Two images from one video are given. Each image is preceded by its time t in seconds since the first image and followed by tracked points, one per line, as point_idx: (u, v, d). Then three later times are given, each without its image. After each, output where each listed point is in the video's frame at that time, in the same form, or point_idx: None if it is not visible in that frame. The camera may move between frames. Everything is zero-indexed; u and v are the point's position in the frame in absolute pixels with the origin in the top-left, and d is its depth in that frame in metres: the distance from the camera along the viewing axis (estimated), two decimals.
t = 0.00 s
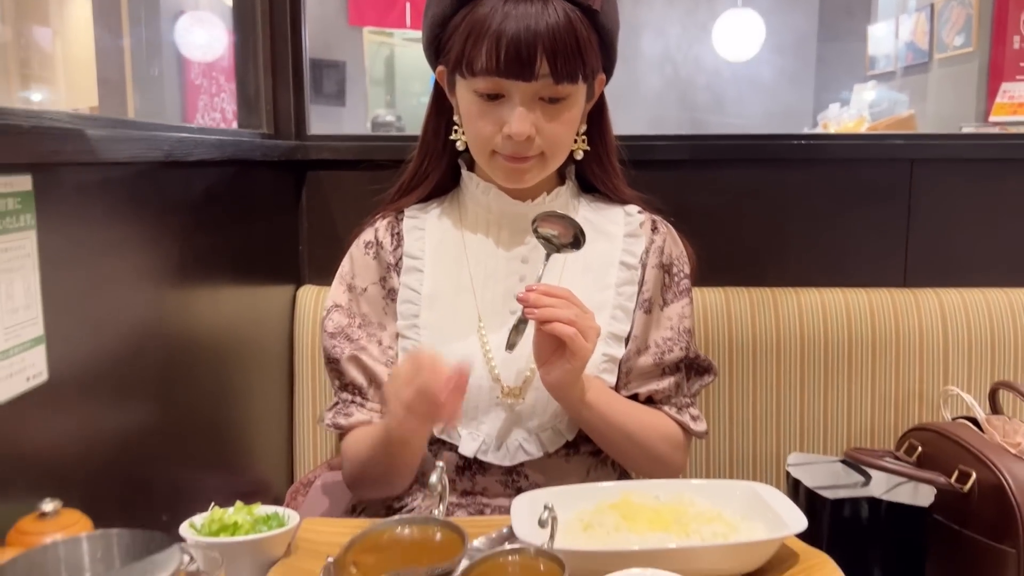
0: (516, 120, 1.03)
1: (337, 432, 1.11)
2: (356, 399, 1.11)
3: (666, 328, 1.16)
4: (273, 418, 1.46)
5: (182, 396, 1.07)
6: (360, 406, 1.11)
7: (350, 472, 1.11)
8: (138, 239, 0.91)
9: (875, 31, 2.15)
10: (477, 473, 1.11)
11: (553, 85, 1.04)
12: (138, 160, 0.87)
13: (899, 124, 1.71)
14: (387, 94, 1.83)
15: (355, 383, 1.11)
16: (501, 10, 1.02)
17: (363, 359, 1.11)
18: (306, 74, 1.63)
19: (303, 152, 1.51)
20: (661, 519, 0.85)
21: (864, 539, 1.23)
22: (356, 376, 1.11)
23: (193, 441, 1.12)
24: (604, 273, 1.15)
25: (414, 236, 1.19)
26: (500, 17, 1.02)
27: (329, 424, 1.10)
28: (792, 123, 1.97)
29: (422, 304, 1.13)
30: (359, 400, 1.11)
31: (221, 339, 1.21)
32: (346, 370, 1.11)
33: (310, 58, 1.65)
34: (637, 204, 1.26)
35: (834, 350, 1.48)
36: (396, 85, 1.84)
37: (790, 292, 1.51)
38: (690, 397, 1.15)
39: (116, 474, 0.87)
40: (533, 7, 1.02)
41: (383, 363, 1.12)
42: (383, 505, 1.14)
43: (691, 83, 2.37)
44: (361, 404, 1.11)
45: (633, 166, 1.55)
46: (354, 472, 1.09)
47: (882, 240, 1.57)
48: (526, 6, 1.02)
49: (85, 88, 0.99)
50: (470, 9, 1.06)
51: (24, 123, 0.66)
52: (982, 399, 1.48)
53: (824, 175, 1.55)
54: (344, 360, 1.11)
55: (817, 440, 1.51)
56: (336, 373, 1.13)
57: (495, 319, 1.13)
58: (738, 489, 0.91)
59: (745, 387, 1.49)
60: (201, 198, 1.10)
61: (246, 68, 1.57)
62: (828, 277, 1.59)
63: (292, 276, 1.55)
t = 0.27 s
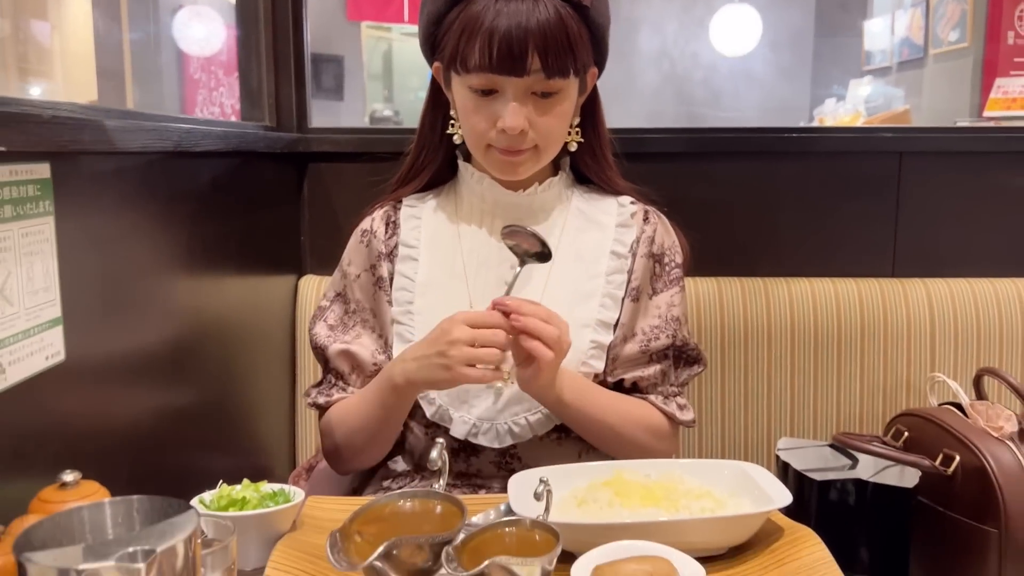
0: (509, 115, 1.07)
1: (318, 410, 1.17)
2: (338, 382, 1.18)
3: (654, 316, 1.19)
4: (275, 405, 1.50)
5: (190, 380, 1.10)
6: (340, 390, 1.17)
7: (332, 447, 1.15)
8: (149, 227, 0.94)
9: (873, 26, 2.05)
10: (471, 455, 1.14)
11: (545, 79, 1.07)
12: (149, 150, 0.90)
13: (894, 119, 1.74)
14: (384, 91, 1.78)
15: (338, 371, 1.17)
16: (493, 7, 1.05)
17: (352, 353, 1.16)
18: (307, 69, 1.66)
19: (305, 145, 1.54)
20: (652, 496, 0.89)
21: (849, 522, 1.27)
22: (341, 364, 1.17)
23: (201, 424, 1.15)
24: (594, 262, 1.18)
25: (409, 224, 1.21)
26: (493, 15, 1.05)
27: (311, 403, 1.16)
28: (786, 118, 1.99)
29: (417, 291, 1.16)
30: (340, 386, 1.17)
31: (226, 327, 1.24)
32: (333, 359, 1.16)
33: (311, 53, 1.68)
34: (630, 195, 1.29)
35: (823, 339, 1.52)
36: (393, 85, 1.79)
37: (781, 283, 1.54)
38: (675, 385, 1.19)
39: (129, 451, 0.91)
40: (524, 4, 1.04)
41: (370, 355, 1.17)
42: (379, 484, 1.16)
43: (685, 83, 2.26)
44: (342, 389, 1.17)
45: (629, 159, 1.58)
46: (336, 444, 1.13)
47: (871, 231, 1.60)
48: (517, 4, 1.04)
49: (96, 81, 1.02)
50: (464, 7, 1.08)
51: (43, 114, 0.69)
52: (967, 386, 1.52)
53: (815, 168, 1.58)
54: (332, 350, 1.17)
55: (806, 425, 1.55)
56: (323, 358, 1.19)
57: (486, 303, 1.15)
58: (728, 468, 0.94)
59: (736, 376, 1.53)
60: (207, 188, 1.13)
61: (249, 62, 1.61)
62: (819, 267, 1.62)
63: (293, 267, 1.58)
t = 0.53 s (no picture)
0: (502, 107, 1.08)
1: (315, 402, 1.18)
2: (333, 375, 1.18)
3: (653, 303, 1.21)
4: (275, 396, 1.51)
5: (194, 369, 1.12)
6: (336, 383, 1.18)
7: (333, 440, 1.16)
8: (155, 217, 0.96)
9: (869, 22, 2.07)
10: (470, 443, 1.15)
11: (537, 72, 1.09)
12: (155, 142, 0.92)
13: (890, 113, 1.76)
14: (382, 88, 1.79)
15: (333, 364, 1.17)
16: (485, 1, 1.07)
17: (346, 345, 1.16)
18: (307, 64, 1.68)
19: (305, 138, 1.56)
20: (648, 480, 0.93)
21: (842, 508, 1.31)
22: (336, 358, 1.17)
23: (205, 412, 1.17)
24: (587, 252, 1.19)
25: (405, 218, 1.23)
26: (485, 9, 1.06)
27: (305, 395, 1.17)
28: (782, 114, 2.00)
29: (413, 283, 1.17)
30: (336, 379, 1.18)
31: (229, 318, 1.26)
32: (328, 351, 1.17)
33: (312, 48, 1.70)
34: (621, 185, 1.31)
35: (816, 330, 1.54)
36: (390, 81, 1.80)
37: (775, 275, 1.56)
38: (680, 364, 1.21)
39: (136, 437, 0.93)
40: None
41: (364, 346, 1.16)
42: (377, 472, 1.17)
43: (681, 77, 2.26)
44: (338, 382, 1.18)
45: (624, 153, 1.60)
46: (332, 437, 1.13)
47: (864, 224, 1.62)
48: None
49: (103, 75, 1.04)
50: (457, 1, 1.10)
51: (53, 105, 0.71)
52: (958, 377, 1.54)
53: (809, 161, 1.60)
54: (327, 343, 1.17)
55: (799, 415, 1.57)
56: (320, 352, 1.19)
57: (481, 294, 1.17)
58: (722, 455, 0.96)
59: (730, 367, 1.55)
60: (210, 179, 1.15)
61: (250, 56, 1.62)
62: (813, 259, 1.64)
63: (294, 259, 1.59)
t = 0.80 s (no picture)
0: (500, 101, 1.10)
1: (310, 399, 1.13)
2: (330, 374, 1.14)
3: (658, 273, 1.17)
4: (275, 390, 1.52)
5: (196, 363, 1.13)
6: (332, 381, 1.13)
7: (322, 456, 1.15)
8: (157, 211, 0.97)
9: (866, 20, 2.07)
10: (469, 434, 1.17)
11: (534, 66, 1.10)
12: (157, 136, 0.93)
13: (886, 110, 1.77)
14: (378, 85, 1.79)
15: (332, 361, 1.15)
16: None
17: (346, 341, 1.14)
18: (306, 60, 1.69)
19: (305, 134, 1.57)
20: (643, 469, 0.92)
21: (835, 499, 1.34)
22: (334, 355, 1.15)
23: (207, 405, 1.18)
24: (581, 242, 1.20)
25: (401, 214, 1.23)
26: (482, 4, 1.07)
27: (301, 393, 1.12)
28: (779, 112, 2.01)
29: (411, 278, 1.18)
30: (332, 376, 1.14)
31: (230, 312, 1.27)
32: (327, 347, 1.14)
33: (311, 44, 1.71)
34: (613, 178, 1.31)
35: (812, 324, 1.55)
36: (387, 79, 1.80)
37: (771, 270, 1.57)
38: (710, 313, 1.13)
39: (139, 428, 0.94)
40: None
41: (363, 342, 1.15)
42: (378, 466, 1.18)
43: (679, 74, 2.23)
44: (333, 380, 1.14)
45: (621, 148, 1.61)
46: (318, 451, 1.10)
47: (859, 219, 1.64)
48: None
49: (105, 70, 1.05)
50: None
51: (59, 99, 0.72)
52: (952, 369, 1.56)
53: (805, 156, 1.61)
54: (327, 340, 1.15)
55: (795, 409, 1.59)
56: (317, 350, 1.17)
57: (478, 288, 1.18)
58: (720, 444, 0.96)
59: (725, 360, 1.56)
60: (211, 174, 1.16)
61: (250, 52, 1.63)
62: (808, 254, 1.65)
63: (293, 255, 1.60)
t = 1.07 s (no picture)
0: (495, 99, 1.10)
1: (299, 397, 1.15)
2: (323, 370, 1.16)
3: (649, 275, 1.16)
4: (273, 391, 1.53)
5: (196, 364, 1.14)
6: (324, 378, 1.15)
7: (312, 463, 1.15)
8: (156, 214, 0.97)
9: (863, 19, 2.08)
10: (465, 438, 1.17)
11: (529, 65, 1.10)
12: (156, 138, 0.93)
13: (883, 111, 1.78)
14: (375, 84, 1.82)
15: (325, 358, 1.16)
16: None
17: (341, 339, 1.15)
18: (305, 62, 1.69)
19: (303, 136, 1.58)
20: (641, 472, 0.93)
21: (832, 500, 1.34)
22: (328, 353, 1.16)
23: (207, 407, 1.19)
24: (577, 247, 1.20)
25: (399, 216, 1.24)
26: (478, 3, 1.07)
27: (294, 389, 1.15)
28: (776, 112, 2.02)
29: (407, 280, 1.18)
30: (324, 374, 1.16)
31: (229, 314, 1.28)
32: (320, 345, 1.16)
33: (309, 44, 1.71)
34: (611, 180, 1.32)
35: (808, 325, 1.56)
36: (384, 77, 1.83)
37: (767, 271, 1.58)
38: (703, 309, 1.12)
39: (139, 430, 0.94)
40: None
41: (359, 341, 1.16)
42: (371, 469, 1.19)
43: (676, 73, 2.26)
44: (325, 377, 1.15)
45: (618, 150, 1.61)
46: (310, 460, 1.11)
47: (855, 220, 1.64)
48: None
49: (104, 72, 1.05)
50: None
51: (60, 104, 0.72)
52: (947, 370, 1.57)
53: (800, 158, 1.62)
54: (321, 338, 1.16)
55: (791, 410, 1.59)
56: (311, 346, 1.18)
57: (472, 291, 1.18)
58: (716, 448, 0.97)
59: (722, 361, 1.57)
60: (210, 176, 1.16)
61: (249, 53, 1.64)
62: (804, 255, 1.66)
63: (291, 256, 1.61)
